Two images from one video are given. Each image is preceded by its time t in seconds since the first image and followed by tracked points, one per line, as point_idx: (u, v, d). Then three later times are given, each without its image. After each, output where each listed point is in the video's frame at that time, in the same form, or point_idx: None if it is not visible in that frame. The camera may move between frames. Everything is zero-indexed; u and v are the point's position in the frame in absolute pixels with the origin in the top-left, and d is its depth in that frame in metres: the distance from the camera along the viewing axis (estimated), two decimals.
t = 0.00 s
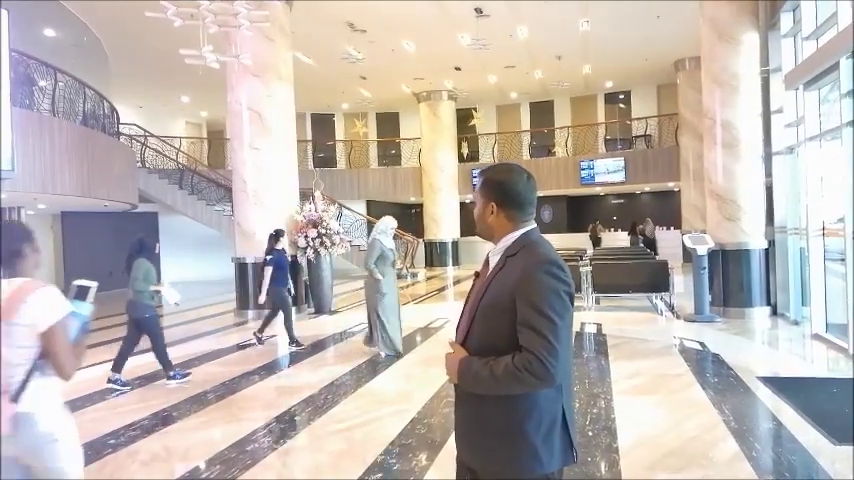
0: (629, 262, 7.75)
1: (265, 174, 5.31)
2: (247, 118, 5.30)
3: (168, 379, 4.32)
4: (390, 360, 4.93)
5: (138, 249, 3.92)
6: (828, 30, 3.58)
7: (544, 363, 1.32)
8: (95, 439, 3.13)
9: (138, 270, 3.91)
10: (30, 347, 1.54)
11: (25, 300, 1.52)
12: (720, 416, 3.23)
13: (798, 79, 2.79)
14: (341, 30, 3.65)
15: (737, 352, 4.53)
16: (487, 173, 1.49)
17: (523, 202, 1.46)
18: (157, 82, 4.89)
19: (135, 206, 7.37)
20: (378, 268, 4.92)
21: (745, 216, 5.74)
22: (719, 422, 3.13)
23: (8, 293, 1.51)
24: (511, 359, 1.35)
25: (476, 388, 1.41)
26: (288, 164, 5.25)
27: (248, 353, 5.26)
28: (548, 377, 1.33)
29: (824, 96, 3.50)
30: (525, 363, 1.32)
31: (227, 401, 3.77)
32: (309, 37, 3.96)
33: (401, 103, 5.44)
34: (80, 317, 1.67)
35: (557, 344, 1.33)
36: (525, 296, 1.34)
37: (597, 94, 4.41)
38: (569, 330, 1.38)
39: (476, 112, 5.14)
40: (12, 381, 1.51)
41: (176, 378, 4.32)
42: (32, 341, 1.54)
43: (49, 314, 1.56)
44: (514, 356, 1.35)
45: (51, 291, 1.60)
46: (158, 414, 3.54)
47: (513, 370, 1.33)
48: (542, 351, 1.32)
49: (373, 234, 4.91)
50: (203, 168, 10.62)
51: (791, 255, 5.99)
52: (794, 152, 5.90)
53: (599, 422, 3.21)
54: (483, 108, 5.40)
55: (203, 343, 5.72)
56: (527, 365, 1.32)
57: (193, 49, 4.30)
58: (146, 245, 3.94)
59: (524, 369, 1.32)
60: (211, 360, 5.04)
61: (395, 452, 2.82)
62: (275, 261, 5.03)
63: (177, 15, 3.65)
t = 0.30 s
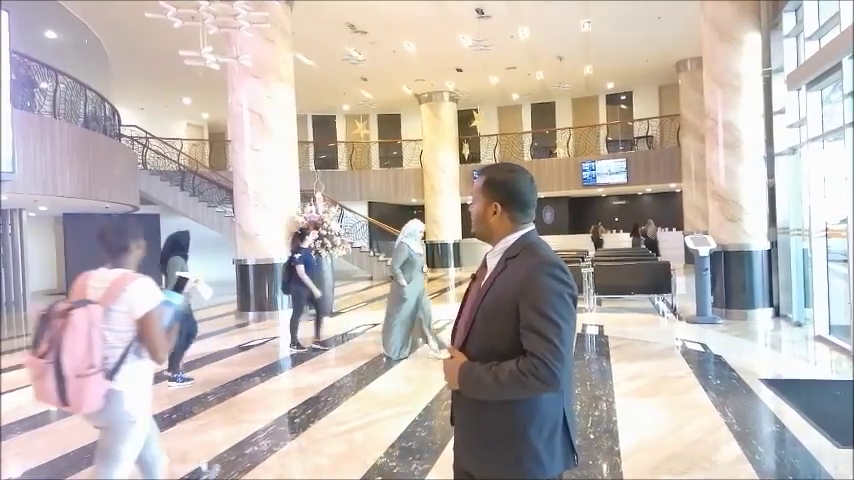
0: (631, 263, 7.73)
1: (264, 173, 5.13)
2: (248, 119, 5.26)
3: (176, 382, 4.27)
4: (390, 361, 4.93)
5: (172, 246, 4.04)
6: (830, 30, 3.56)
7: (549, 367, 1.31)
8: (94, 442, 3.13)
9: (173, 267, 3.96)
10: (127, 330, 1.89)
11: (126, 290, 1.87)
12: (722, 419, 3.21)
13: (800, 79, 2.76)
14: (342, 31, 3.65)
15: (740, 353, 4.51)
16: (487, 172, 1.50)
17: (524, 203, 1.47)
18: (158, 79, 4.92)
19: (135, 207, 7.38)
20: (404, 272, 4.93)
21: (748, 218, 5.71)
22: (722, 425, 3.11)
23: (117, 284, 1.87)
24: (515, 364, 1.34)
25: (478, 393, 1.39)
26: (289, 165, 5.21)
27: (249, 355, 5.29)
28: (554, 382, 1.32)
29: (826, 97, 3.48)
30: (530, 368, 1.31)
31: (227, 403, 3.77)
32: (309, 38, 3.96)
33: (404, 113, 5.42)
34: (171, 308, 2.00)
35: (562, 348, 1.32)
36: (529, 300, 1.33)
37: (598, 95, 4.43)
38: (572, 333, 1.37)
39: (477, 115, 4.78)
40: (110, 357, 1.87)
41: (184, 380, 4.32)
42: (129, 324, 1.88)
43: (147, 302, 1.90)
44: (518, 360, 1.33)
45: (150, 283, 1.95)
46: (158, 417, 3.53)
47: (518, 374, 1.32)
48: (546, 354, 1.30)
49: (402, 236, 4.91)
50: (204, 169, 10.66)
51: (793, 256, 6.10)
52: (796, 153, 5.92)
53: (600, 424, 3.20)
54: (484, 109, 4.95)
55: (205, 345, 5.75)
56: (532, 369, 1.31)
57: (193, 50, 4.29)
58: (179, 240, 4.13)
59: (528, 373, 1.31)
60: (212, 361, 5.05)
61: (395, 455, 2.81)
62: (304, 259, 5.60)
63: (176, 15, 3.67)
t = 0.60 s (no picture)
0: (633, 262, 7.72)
1: (265, 173, 5.33)
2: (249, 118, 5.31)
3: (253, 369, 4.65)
4: (392, 360, 4.93)
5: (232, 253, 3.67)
6: (834, 28, 3.53)
7: (552, 365, 1.30)
8: (93, 442, 3.12)
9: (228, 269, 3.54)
10: (214, 313, 2.08)
11: (212, 276, 2.08)
12: (725, 419, 3.20)
13: (803, 78, 2.74)
14: (344, 31, 3.63)
15: (743, 353, 4.50)
16: (483, 170, 1.49)
17: (520, 199, 1.47)
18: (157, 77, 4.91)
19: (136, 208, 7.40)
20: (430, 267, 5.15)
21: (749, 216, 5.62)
22: (724, 425, 3.10)
23: (204, 272, 2.09)
24: (517, 363, 1.33)
25: (479, 393, 1.37)
26: (289, 163, 5.40)
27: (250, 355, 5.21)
28: (556, 381, 1.31)
29: (829, 96, 3.45)
30: (532, 366, 1.30)
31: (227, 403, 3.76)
32: (309, 37, 3.98)
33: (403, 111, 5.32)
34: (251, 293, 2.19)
35: (564, 346, 1.31)
36: (530, 298, 1.32)
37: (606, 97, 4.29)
38: (572, 331, 1.37)
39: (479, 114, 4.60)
40: (200, 338, 2.06)
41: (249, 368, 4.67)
42: (213, 309, 2.07)
43: (229, 288, 2.09)
44: (520, 360, 1.32)
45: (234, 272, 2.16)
46: (158, 417, 3.53)
47: (521, 373, 1.31)
48: (549, 353, 1.30)
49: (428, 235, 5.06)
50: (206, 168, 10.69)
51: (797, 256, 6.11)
52: (799, 152, 5.94)
53: (602, 425, 3.18)
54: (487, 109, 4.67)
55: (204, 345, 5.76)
56: (534, 368, 1.30)
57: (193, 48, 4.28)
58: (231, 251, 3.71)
59: (531, 372, 1.30)
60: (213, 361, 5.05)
61: (395, 455, 2.80)
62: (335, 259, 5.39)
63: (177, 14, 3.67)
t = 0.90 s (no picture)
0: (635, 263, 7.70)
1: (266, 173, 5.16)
2: (250, 118, 5.15)
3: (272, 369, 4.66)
4: (392, 361, 4.93)
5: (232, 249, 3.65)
6: (836, 26, 3.51)
7: (554, 360, 1.32)
8: (92, 442, 3.12)
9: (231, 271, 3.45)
10: (290, 310, 2.14)
11: (292, 273, 2.15)
12: (726, 420, 3.18)
13: (804, 77, 2.73)
14: (344, 31, 3.63)
15: (744, 353, 4.48)
16: (471, 171, 1.50)
17: (508, 201, 1.50)
18: (158, 77, 4.91)
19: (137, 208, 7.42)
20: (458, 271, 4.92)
21: (753, 217, 5.42)
22: (725, 426, 3.08)
23: (284, 269, 2.16)
24: (517, 358, 1.34)
25: (478, 392, 1.36)
26: (291, 165, 5.25)
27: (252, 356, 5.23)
28: (557, 374, 1.33)
29: (831, 95, 3.43)
30: (534, 361, 1.31)
31: (228, 403, 3.76)
32: (309, 37, 4.04)
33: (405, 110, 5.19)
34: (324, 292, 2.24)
35: (562, 339, 1.35)
36: (528, 295, 1.35)
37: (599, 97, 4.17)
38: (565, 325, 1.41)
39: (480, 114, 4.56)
40: (277, 332, 2.14)
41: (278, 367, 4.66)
42: (290, 305, 2.13)
43: (306, 286, 2.13)
44: (520, 355, 1.33)
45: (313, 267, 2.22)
46: (158, 417, 3.52)
47: (523, 369, 1.32)
48: (550, 347, 1.32)
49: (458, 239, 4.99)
50: (207, 169, 10.72)
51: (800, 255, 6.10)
52: (800, 151, 5.92)
53: (603, 425, 3.17)
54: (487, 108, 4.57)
55: (205, 346, 5.75)
56: (537, 362, 1.31)
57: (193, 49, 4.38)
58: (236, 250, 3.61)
59: (535, 368, 1.31)
60: (214, 362, 5.05)
61: (394, 456, 2.79)
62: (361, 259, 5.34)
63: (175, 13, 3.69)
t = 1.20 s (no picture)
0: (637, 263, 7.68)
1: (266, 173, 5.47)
2: (251, 118, 5.57)
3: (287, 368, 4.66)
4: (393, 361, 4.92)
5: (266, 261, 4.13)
6: (839, 26, 3.48)
7: (543, 351, 1.44)
8: (92, 443, 3.12)
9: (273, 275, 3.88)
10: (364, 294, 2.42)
11: (369, 261, 2.47)
12: (727, 421, 3.17)
13: (806, 77, 2.71)
14: (346, 31, 3.63)
15: (746, 354, 4.46)
16: (457, 173, 1.60)
17: (489, 202, 1.62)
18: (159, 76, 4.91)
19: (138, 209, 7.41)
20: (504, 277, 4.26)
21: (755, 216, 5.42)
22: (726, 428, 3.07)
23: (362, 258, 2.49)
24: (508, 351, 1.45)
25: (473, 386, 1.45)
26: (292, 164, 5.23)
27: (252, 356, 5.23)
28: (544, 363, 1.47)
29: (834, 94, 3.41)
30: (527, 353, 1.43)
31: (228, 404, 3.76)
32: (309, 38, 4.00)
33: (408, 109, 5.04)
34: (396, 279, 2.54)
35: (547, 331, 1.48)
36: (519, 292, 1.47)
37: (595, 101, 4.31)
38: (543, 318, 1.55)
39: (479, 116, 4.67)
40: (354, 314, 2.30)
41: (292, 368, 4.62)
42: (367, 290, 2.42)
43: (380, 273, 2.49)
44: (512, 348, 1.45)
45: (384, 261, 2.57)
46: (157, 418, 3.52)
47: (516, 361, 1.43)
48: (539, 339, 1.45)
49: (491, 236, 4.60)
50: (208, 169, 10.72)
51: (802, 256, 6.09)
52: (803, 151, 5.90)
53: (603, 426, 3.16)
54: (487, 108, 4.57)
55: (206, 347, 5.75)
56: (529, 354, 1.43)
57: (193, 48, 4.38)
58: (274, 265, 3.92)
59: (528, 359, 1.42)
60: (214, 362, 5.04)
61: (394, 457, 2.79)
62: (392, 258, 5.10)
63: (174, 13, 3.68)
